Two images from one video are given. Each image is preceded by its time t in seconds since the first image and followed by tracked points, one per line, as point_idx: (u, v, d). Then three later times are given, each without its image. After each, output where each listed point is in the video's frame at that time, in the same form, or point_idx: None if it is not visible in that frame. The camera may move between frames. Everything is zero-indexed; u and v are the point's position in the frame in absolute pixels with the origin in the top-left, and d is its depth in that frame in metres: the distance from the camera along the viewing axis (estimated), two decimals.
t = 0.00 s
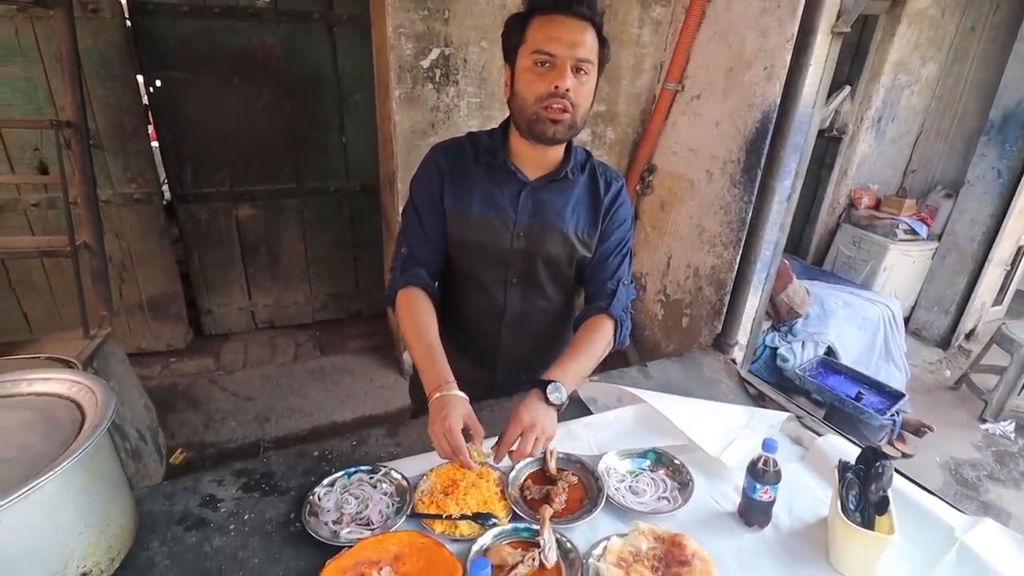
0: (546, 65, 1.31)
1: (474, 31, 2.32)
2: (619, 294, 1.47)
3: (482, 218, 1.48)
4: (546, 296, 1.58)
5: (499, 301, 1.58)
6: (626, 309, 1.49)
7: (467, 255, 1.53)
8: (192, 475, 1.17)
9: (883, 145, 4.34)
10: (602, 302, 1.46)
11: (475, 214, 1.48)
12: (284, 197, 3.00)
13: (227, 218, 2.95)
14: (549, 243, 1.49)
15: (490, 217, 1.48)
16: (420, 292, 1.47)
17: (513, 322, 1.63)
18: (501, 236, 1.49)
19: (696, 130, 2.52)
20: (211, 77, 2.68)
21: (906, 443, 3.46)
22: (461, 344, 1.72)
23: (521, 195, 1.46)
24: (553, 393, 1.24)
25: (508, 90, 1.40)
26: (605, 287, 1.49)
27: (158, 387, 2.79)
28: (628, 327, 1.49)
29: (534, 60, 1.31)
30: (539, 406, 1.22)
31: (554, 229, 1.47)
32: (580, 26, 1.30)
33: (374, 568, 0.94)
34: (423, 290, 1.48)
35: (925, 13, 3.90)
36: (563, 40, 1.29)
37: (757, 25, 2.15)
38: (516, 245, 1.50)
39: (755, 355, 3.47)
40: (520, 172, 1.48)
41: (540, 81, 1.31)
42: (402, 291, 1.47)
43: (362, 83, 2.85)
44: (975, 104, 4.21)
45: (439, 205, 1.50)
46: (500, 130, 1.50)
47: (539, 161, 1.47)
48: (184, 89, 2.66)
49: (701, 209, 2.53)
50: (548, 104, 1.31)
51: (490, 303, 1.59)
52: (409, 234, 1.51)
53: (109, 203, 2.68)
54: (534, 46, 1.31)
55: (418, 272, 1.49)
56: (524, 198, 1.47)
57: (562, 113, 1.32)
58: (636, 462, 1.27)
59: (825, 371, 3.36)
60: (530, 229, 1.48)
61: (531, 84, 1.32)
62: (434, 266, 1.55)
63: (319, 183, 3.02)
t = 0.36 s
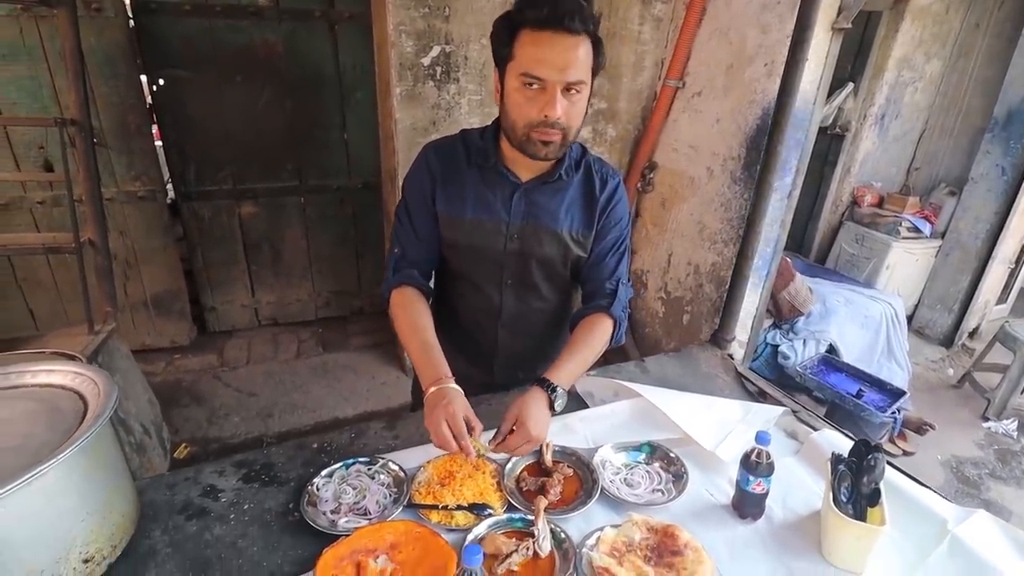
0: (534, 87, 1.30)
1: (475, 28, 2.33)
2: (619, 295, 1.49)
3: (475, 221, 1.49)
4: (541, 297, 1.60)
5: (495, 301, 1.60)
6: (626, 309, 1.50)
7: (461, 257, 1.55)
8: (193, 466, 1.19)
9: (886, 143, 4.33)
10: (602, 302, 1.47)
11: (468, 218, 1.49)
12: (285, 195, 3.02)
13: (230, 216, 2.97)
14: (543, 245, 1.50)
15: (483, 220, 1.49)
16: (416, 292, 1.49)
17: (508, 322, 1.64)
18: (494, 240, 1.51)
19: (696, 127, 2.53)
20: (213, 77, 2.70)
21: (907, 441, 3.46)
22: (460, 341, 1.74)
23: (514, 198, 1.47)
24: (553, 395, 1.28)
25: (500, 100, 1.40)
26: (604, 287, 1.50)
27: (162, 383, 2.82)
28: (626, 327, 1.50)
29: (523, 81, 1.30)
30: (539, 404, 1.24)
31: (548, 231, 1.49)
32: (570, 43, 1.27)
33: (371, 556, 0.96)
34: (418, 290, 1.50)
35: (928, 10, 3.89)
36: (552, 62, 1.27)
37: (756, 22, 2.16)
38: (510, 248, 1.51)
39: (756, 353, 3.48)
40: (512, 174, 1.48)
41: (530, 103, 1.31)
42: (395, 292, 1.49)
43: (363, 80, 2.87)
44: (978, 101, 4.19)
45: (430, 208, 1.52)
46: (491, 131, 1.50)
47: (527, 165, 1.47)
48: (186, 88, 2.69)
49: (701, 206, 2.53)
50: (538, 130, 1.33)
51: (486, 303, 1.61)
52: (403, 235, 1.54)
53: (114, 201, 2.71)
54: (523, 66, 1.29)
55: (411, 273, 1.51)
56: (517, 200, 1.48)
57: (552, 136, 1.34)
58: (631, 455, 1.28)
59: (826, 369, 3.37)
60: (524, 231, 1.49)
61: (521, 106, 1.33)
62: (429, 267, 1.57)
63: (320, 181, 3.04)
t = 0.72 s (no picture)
0: (530, 70, 1.30)
1: (481, 25, 2.32)
2: (629, 296, 1.49)
3: (483, 222, 1.48)
4: (550, 297, 1.59)
5: (502, 302, 1.59)
6: (636, 310, 1.50)
7: (467, 259, 1.54)
8: (198, 466, 1.18)
9: (893, 141, 4.31)
10: (612, 302, 1.48)
11: (476, 218, 1.48)
12: (290, 193, 3.01)
13: (234, 214, 2.97)
14: (551, 246, 1.49)
15: (490, 221, 1.48)
16: (424, 293, 1.49)
17: (515, 323, 1.63)
18: (502, 241, 1.50)
19: (702, 125, 2.51)
20: (217, 75, 2.69)
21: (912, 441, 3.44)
22: (465, 340, 1.72)
23: (522, 198, 1.46)
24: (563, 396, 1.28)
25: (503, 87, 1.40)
26: (614, 288, 1.50)
27: (166, 381, 2.81)
28: (635, 329, 1.50)
29: (519, 63, 1.30)
30: (545, 403, 1.23)
31: (556, 232, 1.48)
32: (573, 31, 1.26)
33: (377, 558, 0.95)
34: (426, 291, 1.50)
35: (935, 8, 3.86)
36: (550, 47, 1.26)
37: (764, 19, 2.14)
38: (518, 248, 1.50)
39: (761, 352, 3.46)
40: (520, 174, 1.47)
41: (525, 86, 1.31)
42: (403, 293, 1.49)
43: (369, 78, 2.86)
44: (986, 100, 4.17)
45: (437, 209, 1.51)
46: (499, 130, 1.49)
47: (538, 162, 1.46)
48: (191, 86, 2.68)
49: (707, 205, 2.52)
50: (526, 114, 1.32)
51: (493, 305, 1.60)
52: (410, 235, 1.52)
53: (118, 199, 2.70)
54: (522, 48, 1.29)
55: (421, 275, 1.51)
56: (525, 200, 1.46)
57: (540, 123, 1.32)
58: (639, 456, 1.27)
59: (831, 368, 3.34)
60: (532, 232, 1.48)
61: (516, 89, 1.32)
62: (435, 268, 1.57)
63: (325, 179, 3.03)
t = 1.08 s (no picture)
0: (558, 82, 1.30)
1: (479, 41, 2.30)
2: (636, 312, 1.47)
3: (493, 233, 1.45)
4: (556, 312, 1.55)
5: (509, 315, 1.55)
6: (642, 328, 1.48)
7: (474, 270, 1.51)
8: (190, 494, 1.12)
9: (885, 158, 4.34)
10: (618, 319, 1.45)
11: (485, 229, 1.45)
12: (286, 207, 2.97)
13: (227, 228, 2.92)
14: (560, 259, 1.46)
15: (500, 232, 1.45)
16: (430, 306, 1.44)
17: (522, 337, 1.59)
18: (511, 252, 1.46)
19: (700, 142, 2.50)
20: (214, 87, 2.66)
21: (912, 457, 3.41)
22: (465, 359, 1.68)
23: (533, 210, 1.43)
24: (571, 413, 1.26)
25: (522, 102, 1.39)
26: (621, 304, 1.48)
27: (154, 400, 2.74)
28: (641, 346, 1.49)
29: (546, 76, 1.30)
30: (557, 421, 1.23)
31: (566, 245, 1.45)
32: (597, 42, 1.27)
33: None
34: (431, 304, 1.45)
35: (926, 27, 3.91)
36: (578, 58, 1.27)
37: (762, 38, 2.14)
38: (527, 260, 1.46)
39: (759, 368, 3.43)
40: (531, 186, 1.45)
41: (553, 98, 1.30)
42: (409, 305, 1.44)
43: (366, 93, 2.84)
44: (977, 118, 4.21)
45: (446, 220, 1.48)
46: (511, 143, 1.47)
47: (550, 175, 1.44)
48: (187, 98, 2.64)
49: (705, 221, 2.50)
50: (560, 125, 1.31)
51: (500, 317, 1.55)
52: (418, 246, 1.49)
53: (108, 213, 2.65)
54: (547, 61, 1.29)
55: (427, 286, 1.46)
56: (535, 213, 1.44)
57: (574, 133, 1.32)
58: (648, 481, 1.23)
59: (830, 385, 3.33)
60: (541, 244, 1.45)
61: (543, 101, 1.31)
62: (441, 280, 1.52)
63: (321, 194, 3.00)
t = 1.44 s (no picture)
0: (536, 78, 1.27)
1: (451, 41, 2.25)
2: (615, 312, 1.45)
3: (470, 230, 1.40)
4: (535, 314, 1.52)
5: (487, 315, 1.50)
6: (620, 328, 1.47)
7: (451, 268, 1.45)
8: (148, 520, 1.04)
9: (845, 164, 4.45)
10: (597, 319, 1.43)
11: (462, 226, 1.40)
12: (246, 208, 2.85)
13: (184, 230, 2.79)
14: (538, 257, 1.42)
15: (478, 229, 1.41)
16: (405, 308, 1.38)
17: (500, 339, 1.55)
18: (488, 249, 1.42)
19: (671, 146, 2.50)
20: (170, 82, 2.53)
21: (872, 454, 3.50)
22: (440, 367, 1.63)
23: (510, 208, 1.40)
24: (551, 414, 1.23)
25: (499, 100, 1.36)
26: (599, 304, 1.46)
27: (105, 412, 2.60)
28: (620, 346, 1.47)
29: (524, 72, 1.27)
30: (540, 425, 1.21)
31: (544, 243, 1.41)
32: (575, 39, 1.26)
33: None
34: (406, 307, 1.39)
35: (883, 37, 4.03)
36: (556, 53, 1.25)
37: (734, 43, 2.15)
38: (505, 258, 1.42)
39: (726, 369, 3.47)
40: (509, 184, 1.41)
41: (532, 93, 1.26)
42: (383, 308, 1.38)
43: (332, 91, 2.75)
44: (930, 126, 4.36)
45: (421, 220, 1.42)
46: (488, 143, 1.44)
47: (528, 172, 1.41)
48: (140, 93, 2.51)
49: (677, 225, 2.51)
50: (538, 119, 1.27)
51: (477, 318, 1.50)
52: (392, 245, 1.41)
53: (53, 214, 2.49)
54: (525, 57, 1.26)
55: (402, 286, 1.40)
56: (513, 210, 1.40)
57: (553, 129, 1.28)
58: (633, 490, 1.20)
59: (795, 385, 3.40)
60: (519, 242, 1.41)
61: (522, 96, 1.27)
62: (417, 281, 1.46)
63: (284, 194, 2.89)
